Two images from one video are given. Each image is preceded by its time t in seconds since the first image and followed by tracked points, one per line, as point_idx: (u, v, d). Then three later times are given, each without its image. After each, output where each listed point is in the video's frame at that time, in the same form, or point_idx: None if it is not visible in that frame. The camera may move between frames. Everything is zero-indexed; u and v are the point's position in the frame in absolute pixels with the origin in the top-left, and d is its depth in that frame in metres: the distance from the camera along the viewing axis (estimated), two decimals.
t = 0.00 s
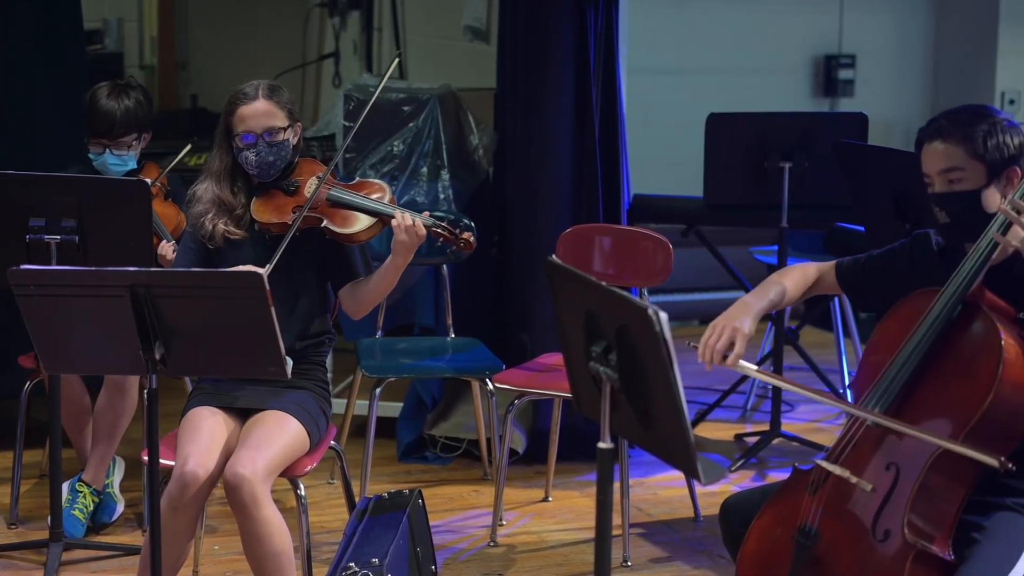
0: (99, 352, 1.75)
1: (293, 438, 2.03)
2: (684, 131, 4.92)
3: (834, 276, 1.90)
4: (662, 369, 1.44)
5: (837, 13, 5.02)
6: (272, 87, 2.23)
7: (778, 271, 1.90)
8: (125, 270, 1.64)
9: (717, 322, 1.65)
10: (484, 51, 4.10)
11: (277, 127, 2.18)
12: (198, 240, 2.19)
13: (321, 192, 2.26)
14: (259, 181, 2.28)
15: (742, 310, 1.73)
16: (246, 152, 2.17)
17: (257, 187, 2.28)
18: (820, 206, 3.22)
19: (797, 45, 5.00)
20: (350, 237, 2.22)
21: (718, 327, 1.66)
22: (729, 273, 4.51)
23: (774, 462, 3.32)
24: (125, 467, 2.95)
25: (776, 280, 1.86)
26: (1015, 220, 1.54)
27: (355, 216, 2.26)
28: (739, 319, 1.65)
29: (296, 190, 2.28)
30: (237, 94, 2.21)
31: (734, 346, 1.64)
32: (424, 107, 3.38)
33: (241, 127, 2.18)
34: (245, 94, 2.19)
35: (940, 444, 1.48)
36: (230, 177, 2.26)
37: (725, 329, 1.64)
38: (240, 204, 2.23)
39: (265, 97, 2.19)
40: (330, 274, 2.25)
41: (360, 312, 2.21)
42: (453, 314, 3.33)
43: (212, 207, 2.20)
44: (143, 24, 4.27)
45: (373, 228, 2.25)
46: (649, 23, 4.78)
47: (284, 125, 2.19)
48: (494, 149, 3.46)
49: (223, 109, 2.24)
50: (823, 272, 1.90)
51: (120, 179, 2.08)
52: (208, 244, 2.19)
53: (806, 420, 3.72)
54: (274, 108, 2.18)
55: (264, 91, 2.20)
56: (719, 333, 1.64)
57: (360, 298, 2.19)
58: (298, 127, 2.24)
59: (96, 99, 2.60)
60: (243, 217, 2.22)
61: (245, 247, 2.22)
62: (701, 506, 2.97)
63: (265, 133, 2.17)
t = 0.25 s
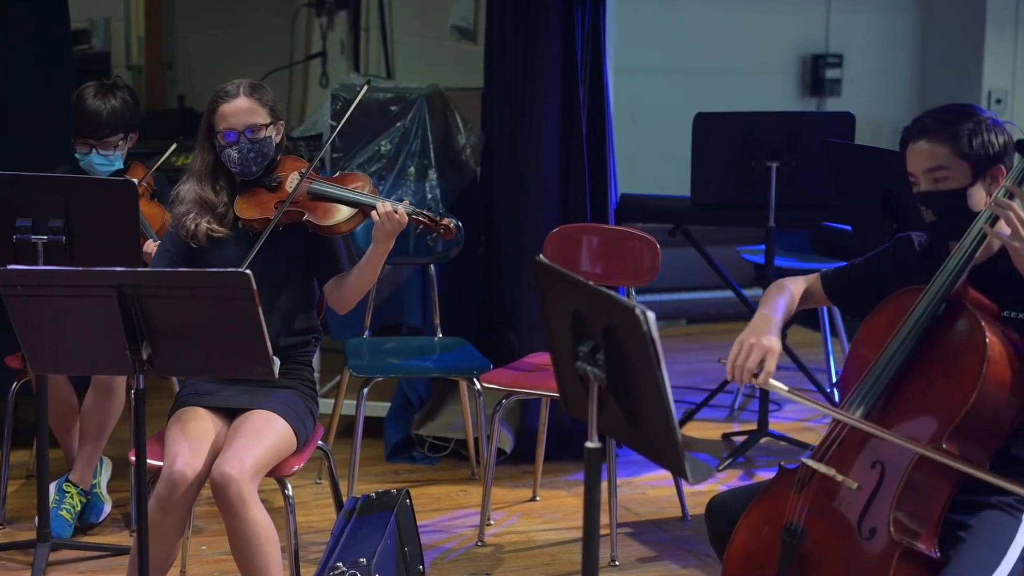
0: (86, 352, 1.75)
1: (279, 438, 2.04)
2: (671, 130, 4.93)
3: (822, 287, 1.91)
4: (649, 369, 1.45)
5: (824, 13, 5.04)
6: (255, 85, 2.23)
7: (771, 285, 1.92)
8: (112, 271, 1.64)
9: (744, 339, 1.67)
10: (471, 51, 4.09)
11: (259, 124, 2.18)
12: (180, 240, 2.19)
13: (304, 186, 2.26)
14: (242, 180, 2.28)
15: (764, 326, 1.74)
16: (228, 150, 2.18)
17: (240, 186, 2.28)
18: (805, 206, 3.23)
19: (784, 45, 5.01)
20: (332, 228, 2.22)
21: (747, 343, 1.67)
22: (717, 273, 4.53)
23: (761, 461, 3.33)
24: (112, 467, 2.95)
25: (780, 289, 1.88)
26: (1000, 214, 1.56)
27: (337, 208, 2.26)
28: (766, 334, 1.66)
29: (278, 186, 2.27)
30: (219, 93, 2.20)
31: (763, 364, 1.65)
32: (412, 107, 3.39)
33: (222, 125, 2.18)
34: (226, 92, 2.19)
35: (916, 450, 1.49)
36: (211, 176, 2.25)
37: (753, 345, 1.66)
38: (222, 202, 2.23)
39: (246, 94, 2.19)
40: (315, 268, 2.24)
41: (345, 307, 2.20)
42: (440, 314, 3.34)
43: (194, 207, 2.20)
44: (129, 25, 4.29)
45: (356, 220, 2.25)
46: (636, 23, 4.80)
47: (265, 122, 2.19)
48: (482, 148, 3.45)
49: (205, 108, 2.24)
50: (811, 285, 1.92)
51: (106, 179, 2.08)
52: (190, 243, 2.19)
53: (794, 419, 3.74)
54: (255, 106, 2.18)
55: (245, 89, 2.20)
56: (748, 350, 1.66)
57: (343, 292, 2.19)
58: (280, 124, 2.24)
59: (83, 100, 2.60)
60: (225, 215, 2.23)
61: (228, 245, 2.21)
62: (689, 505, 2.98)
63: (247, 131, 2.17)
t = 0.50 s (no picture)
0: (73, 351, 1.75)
1: (267, 439, 2.04)
2: (659, 130, 4.95)
3: (812, 284, 1.92)
4: (636, 368, 1.46)
5: (811, 13, 5.06)
6: (251, 84, 2.23)
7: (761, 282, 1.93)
8: (99, 270, 1.64)
9: (729, 336, 1.68)
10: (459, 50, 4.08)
11: (254, 123, 2.18)
12: (170, 237, 2.19)
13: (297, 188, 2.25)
14: (235, 179, 2.28)
15: (751, 324, 1.75)
16: (222, 148, 2.18)
17: (233, 185, 2.28)
18: (793, 205, 3.25)
19: (771, 45, 5.03)
20: (322, 232, 2.22)
21: (733, 341, 1.68)
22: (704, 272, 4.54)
23: (749, 461, 3.35)
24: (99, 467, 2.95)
25: (770, 287, 1.89)
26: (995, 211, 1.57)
27: (327, 211, 2.25)
28: (750, 331, 1.67)
29: (270, 187, 2.26)
30: (214, 91, 2.21)
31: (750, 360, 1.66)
32: (399, 107, 3.38)
33: (217, 123, 2.18)
34: (222, 91, 2.19)
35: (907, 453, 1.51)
36: (205, 174, 2.25)
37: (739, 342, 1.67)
38: (214, 200, 2.22)
39: (242, 93, 2.19)
40: (305, 272, 2.25)
41: (334, 310, 2.20)
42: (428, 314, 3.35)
43: (186, 204, 2.20)
44: (116, 24, 4.25)
45: (346, 223, 2.25)
46: (623, 22, 4.81)
47: (260, 122, 2.19)
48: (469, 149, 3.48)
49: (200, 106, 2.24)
50: (801, 281, 1.93)
51: (94, 179, 2.08)
52: (180, 240, 2.19)
53: (782, 418, 3.76)
54: (250, 105, 2.18)
55: (241, 88, 2.20)
56: (733, 347, 1.67)
57: (333, 295, 2.19)
58: (275, 125, 2.24)
59: (69, 99, 2.59)
60: (217, 213, 2.22)
61: (219, 243, 2.21)
62: (676, 504, 2.99)
63: (241, 129, 2.17)
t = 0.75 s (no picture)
0: (61, 351, 1.75)
1: (256, 439, 2.04)
2: (647, 129, 4.96)
3: (800, 293, 1.94)
4: (625, 368, 1.47)
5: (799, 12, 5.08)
6: (242, 85, 2.22)
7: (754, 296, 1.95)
8: (88, 270, 1.64)
9: (745, 351, 1.70)
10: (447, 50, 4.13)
11: (245, 125, 2.18)
12: (162, 237, 2.20)
13: (286, 191, 2.26)
14: (225, 179, 2.28)
15: (763, 337, 1.78)
16: (213, 149, 2.18)
17: (223, 185, 2.28)
18: (781, 204, 3.27)
19: (759, 44, 5.05)
20: (312, 235, 2.23)
21: (748, 355, 1.70)
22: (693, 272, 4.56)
23: (737, 460, 3.36)
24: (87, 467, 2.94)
25: (766, 299, 1.91)
26: (972, 218, 1.58)
27: (317, 214, 2.26)
28: (767, 345, 1.70)
29: (261, 188, 2.28)
30: (206, 91, 2.20)
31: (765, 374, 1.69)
32: (387, 106, 3.39)
33: (208, 124, 2.18)
34: (213, 91, 2.19)
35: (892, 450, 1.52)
36: (196, 174, 2.25)
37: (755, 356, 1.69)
38: (205, 201, 2.22)
39: (234, 94, 2.19)
40: (294, 274, 2.25)
41: (325, 313, 2.21)
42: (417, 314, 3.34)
43: (177, 204, 2.20)
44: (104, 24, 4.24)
45: (337, 227, 2.25)
46: (612, 22, 4.83)
47: (252, 124, 2.19)
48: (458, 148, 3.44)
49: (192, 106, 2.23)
50: (790, 292, 1.95)
51: (82, 179, 2.07)
52: (170, 240, 2.19)
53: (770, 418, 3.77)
54: (242, 106, 2.18)
55: (234, 89, 2.20)
56: (749, 361, 1.69)
57: (324, 299, 2.19)
58: (266, 126, 2.25)
59: (57, 99, 2.59)
60: (207, 214, 2.22)
61: (210, 244, 2.21)
62: (665, 504, 3.01)
63: (233, 131, 2.17)
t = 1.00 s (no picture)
0: (50, 351, 1.75)
1: (245, 438, 2.04)
2: (637, 129, 4.97)
3: (788, 300, 1.95)
4: (615, 366, 1.48)
5: (788, 12, 5.10)
6: (229, 84, 2.23)
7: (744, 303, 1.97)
8: (78, 270, 1.64)
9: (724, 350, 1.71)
10: (436, 49, 4.13)
11: (232, 123, 2.18)
12: (150, 239, 2.20)
13: (274, 188, 2.26)
14: (213, 178, 2.28)
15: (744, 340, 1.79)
16: (200, 148, 2.18)
17: (210, 184, 2.27)
18: (770, 204, 3.28)
19: (748, 44, 5.07)
20: (300, 232, 2.22)
21: (726, 355, 1.72)
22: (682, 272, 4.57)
23: (727, 460, 3.37)
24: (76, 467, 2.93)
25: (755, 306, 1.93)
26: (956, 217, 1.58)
27: (306, 211, 2.26)
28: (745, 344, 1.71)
29: (249, 186, 2.26)
30: (193, 90, 2.20)
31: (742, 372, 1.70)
32: (377, 107, 3.39)
33: (195, 122, 2.18)
34: (200, 90, 2.19)
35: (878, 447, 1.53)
36: (183, 174, 2.25)
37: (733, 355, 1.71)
38: (192, 200, 2.22)
39: (221, 93, 2.19)
40: (282, 273, 2.25)
41: (315, 310, 2.21)
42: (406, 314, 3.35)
43: (164, 204, 2.20)
44: (94, 24, 4.27)
45: (325, 223, 2.25)
46: (602, 22, 4.83)
47: (239, 122, 2.19)
48: (446, 147, 3.46)
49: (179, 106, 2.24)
50: (778, 298, 1.96)
51: (71, 180, 2.07)
52: (158, 241, 2.19)
53: (760, 417, 3.79)
54: (229, 105, 2.18)
55: (220, 87, 2.20)
56: (727, 360, 1.70)
57: (314, 296, 2.19)
58: (253, 126, 2.24)
59: (44, 99, 2.58)
60: (194, 214, 2.22)
61: (198, 243, 2.21)
62: (655, 503, 3.02)
63: (220, 129, 2.17)
